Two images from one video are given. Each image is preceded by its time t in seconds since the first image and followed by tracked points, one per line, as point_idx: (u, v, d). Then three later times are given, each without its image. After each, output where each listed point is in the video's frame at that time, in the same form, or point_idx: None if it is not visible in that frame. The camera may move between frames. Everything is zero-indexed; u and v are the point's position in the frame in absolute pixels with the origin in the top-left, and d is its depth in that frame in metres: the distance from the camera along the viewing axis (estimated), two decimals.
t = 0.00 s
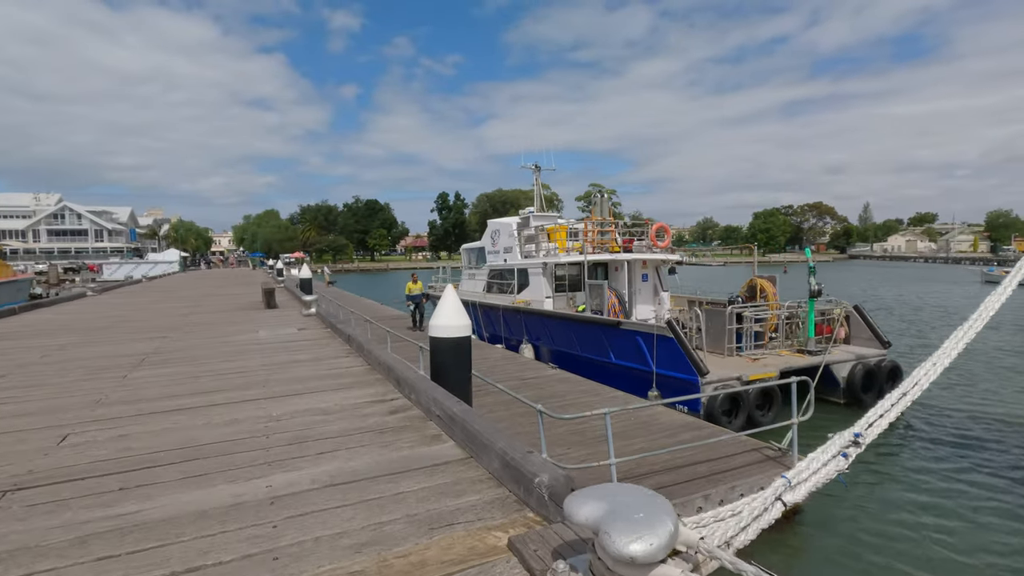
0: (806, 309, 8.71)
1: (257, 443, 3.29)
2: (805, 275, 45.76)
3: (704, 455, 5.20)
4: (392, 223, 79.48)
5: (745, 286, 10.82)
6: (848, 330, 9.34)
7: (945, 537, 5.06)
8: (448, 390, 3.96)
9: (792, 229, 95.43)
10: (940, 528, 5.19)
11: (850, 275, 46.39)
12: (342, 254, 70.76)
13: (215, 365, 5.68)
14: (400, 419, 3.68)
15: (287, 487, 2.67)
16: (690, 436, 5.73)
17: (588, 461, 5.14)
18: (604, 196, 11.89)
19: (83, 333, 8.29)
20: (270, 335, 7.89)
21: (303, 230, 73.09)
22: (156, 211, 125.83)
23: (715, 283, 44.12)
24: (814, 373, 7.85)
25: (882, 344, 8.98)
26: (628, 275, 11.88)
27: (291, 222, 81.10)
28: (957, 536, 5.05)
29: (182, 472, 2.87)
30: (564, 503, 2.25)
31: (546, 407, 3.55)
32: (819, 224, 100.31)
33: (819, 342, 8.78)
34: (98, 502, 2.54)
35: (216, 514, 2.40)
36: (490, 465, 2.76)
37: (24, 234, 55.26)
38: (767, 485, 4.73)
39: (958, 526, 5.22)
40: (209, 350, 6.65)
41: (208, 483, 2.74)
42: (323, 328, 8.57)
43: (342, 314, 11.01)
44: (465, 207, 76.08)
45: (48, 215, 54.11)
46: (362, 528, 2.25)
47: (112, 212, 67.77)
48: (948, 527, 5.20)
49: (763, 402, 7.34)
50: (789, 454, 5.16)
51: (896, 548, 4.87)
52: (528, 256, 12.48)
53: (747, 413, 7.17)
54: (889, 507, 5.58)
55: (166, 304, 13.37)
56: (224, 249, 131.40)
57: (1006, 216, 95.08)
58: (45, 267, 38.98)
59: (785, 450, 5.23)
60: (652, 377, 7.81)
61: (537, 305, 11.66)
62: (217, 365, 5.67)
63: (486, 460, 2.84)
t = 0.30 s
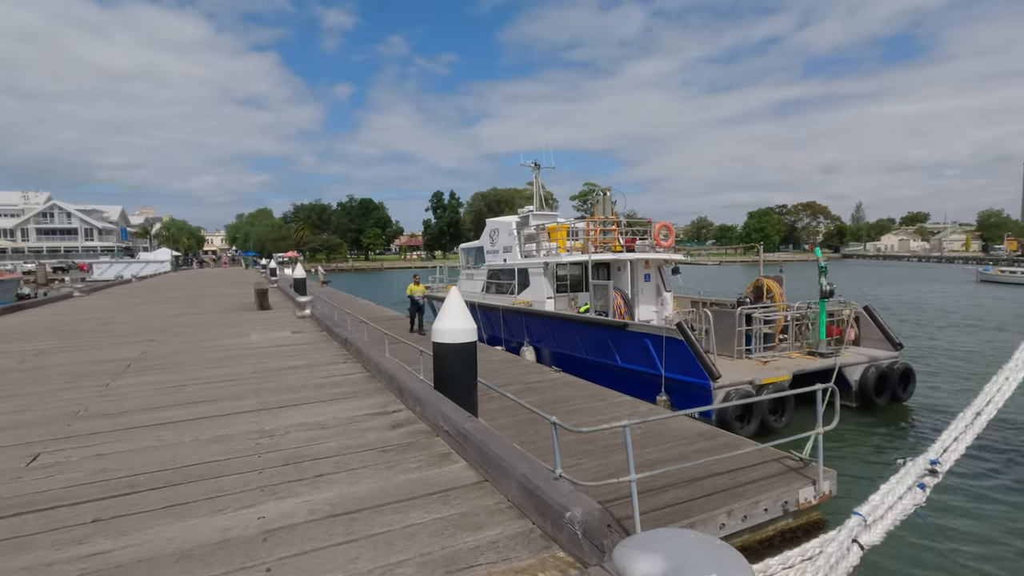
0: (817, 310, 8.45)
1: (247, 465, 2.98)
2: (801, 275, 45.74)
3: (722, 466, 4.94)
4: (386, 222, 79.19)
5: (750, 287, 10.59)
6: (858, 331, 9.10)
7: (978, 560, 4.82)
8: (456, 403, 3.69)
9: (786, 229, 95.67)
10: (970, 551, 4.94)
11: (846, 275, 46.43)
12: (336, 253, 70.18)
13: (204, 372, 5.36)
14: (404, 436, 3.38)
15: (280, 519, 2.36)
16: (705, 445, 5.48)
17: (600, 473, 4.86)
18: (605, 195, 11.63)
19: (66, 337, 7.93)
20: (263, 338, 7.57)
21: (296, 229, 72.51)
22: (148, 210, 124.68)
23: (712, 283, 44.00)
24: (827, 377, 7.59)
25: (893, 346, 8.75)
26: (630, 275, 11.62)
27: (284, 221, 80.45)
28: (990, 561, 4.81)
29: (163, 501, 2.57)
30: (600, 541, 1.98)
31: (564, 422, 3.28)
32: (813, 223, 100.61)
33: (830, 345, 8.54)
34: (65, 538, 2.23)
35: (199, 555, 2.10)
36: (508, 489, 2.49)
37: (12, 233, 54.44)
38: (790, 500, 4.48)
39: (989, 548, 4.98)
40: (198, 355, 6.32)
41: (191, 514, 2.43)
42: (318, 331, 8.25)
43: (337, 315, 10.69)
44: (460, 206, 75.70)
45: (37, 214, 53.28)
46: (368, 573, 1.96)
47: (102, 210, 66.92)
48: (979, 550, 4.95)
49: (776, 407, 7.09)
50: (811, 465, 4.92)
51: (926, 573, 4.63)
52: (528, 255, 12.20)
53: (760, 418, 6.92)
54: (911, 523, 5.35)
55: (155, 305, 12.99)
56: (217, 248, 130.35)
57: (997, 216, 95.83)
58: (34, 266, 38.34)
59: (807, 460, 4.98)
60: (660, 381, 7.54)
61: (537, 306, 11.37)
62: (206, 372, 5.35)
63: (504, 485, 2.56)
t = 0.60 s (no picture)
0: (831, 313, 8.21)
1: (244, 487, 2.70)
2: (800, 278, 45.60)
3: (747, 480, 4.67)
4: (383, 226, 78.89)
5: (759, 289, 10.37)
6: (872, 335, 8.87)
7: None
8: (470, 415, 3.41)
9: (783, 232, 95.75)
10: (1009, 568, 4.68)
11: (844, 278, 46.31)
12: (332, 256, 69.76)
13: (197, 380, 5.06)
14: (415, 453, 3.10)
15: (281, 552, 2.08)
16: (726, 457, 5.22)
17: (619, 486, 4.59)
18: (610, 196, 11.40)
19: (54, 342, 7.61)
20: (260, 344, 7.27)
21: (292, 233, 72.10)
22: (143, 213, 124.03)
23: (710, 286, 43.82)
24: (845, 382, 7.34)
25: (908, 351, 8.52)
26: (636, 278, 11.37)
27: (280, 225, 80.03)
28: None
29: (148, 530, 2.28)
30: None
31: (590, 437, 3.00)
32: (809, 227, 100.72)
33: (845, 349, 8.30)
34: None
35: None
36: (540, 520, 2.21)
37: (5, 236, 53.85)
38: (822, 515, 4.22)
39: None
40: (192, 362, 6.03)
41: (181, 546, 2.15)
42: (318, 336, 7.96)
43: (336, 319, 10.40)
44: (457, 209, 75.47)
45: (30, 217, 52.73)
46: None
47: (96, 213, 66.38)
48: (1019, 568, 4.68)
49: (794, 414, 6.83)
50: (840, 477, 4.66)
51: None
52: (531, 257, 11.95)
53: (777, 425, 6.66)
54: (945, 535, 5.08)
55: (149, 309, 12.66)
56: (213, 252, 129.62)
57: (993, 219, 96.17)
58: (26, 270, 37.84)
59: (835, 472, 4.73)
60: (672, 387, 7.28)
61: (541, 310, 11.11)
62: (201, 380, 5.06)
63: (533, 511, 2.28)
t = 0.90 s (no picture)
0: (849, 318, 7.95)
1: (238, 519, 2.42)
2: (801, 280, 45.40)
3: (776, 498, 4.40)
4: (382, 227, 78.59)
5: (770, 292, 10.11)
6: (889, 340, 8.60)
7: None
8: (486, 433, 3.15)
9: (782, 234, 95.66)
10: None
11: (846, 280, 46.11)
12: (331, 257, 69.41)
13: (191, 392, 4.77)
14: (429, 478, 2.81)
15: None
16: (750, 472, 4.95)
17: (639, 504, 4.31)
18: (617, 197, 11.14)
19: (43, 348, 7.31)
20: (258, 350, 6.98)
21: (290, 234, 71.74)
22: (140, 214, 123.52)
23: (711, 288, 43.60)
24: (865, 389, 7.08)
25: (927, 356, 8.26)
26: (643, 281, 11.10)
27: (278, 226, 79.67)
28: None
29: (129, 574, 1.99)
30: None
31: (619, 458, 2.74)
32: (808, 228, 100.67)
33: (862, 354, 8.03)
34: None
35: None
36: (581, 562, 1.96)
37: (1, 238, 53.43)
38: (858, 537, 3.95)
39: None
40: (186, 371, 5.73)
41: None
42: (318, 341, 7.67)
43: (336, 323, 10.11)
44: (456, 210, 75.21)
45: (26, 218, 52.32)
46: None
47: (93, 214, 65.95)
48: None
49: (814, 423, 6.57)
50: (874, 495, 4.39)
51: None
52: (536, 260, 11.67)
53: (798, 435, 6.40)
54: (983, 559, 4.80)
55: (144, 312, 12.35)
56: (210, 253, 129.11)
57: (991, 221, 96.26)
58: (21, 271, 37.43)
59: (869, 489, 4.46)
60: (686, 395, 7.01)
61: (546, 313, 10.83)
62: (195, 392, 4.76)
63: (573, 554, 2.03)
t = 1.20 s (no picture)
0: (869, 318, 7.64)
1: (228, 550, 2.12)
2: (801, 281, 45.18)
3: (807, 512, 4.11)
4: (380, 227, 78.41)
5: (782, 292, 9.82)
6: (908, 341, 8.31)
7: None
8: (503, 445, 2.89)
9: (783, 234, 95.48)
10: None
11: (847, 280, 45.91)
12: (330, 257, 69.09)
13: (183, 398, 4.48)
14: (444, 502, 2.52)
15: None
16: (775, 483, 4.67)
17: (662, 519, 4.03)
18: (625, 194, 10.85)
19: (32, 351, 7.02)
20: (256, 353, 6.69)
21: (289, 234, 71.37)
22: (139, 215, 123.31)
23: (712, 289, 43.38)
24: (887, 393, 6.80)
25: (947, 358, 7.99)
26: (651, 280, 10.83)
27: (276, 226, 79.36)
28: None
29: None
30: None
31: (651, 477, 2.48)
32: (808, 228, 100.44)
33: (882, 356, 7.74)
34: None
35: None
36: None
37: None
38: (899, 558, 3.66)
39: None
40: (179, 375, 5.44)
41: None
42: (318, 343, 7.38)
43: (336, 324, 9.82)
44: (456, 210, 74.90)
45: (24, 218, 51.99)
46: None
47: (91, 214, 65.65)
48: None
49: (836, 428, 6.29)
50: (912, 509, 4.11)
51: None
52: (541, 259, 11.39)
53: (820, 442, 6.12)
54: None
55: (139, 313, 12.06)
56: (209, 254, 128.70)
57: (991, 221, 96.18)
58: (19, 271, 37.13)
59: (906, 502, 4.16)
60: (702, 399, 6.73)
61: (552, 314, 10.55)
62: (187, 398, 4.48)
63: None
